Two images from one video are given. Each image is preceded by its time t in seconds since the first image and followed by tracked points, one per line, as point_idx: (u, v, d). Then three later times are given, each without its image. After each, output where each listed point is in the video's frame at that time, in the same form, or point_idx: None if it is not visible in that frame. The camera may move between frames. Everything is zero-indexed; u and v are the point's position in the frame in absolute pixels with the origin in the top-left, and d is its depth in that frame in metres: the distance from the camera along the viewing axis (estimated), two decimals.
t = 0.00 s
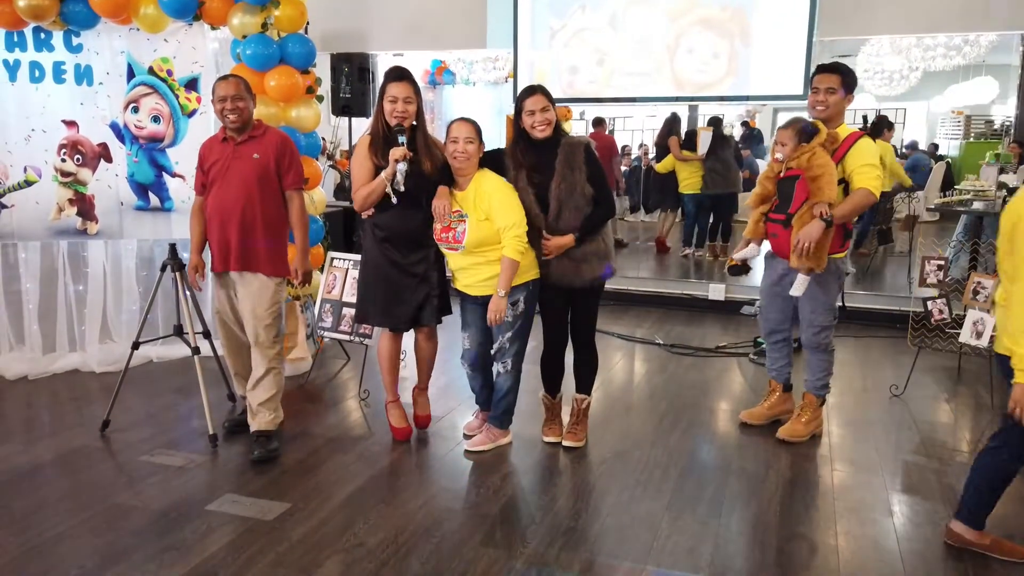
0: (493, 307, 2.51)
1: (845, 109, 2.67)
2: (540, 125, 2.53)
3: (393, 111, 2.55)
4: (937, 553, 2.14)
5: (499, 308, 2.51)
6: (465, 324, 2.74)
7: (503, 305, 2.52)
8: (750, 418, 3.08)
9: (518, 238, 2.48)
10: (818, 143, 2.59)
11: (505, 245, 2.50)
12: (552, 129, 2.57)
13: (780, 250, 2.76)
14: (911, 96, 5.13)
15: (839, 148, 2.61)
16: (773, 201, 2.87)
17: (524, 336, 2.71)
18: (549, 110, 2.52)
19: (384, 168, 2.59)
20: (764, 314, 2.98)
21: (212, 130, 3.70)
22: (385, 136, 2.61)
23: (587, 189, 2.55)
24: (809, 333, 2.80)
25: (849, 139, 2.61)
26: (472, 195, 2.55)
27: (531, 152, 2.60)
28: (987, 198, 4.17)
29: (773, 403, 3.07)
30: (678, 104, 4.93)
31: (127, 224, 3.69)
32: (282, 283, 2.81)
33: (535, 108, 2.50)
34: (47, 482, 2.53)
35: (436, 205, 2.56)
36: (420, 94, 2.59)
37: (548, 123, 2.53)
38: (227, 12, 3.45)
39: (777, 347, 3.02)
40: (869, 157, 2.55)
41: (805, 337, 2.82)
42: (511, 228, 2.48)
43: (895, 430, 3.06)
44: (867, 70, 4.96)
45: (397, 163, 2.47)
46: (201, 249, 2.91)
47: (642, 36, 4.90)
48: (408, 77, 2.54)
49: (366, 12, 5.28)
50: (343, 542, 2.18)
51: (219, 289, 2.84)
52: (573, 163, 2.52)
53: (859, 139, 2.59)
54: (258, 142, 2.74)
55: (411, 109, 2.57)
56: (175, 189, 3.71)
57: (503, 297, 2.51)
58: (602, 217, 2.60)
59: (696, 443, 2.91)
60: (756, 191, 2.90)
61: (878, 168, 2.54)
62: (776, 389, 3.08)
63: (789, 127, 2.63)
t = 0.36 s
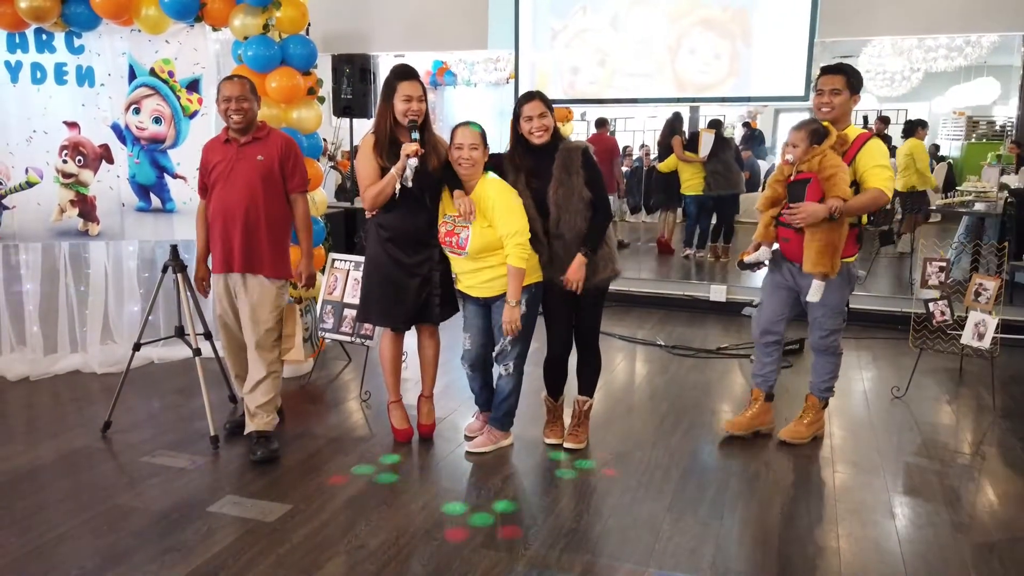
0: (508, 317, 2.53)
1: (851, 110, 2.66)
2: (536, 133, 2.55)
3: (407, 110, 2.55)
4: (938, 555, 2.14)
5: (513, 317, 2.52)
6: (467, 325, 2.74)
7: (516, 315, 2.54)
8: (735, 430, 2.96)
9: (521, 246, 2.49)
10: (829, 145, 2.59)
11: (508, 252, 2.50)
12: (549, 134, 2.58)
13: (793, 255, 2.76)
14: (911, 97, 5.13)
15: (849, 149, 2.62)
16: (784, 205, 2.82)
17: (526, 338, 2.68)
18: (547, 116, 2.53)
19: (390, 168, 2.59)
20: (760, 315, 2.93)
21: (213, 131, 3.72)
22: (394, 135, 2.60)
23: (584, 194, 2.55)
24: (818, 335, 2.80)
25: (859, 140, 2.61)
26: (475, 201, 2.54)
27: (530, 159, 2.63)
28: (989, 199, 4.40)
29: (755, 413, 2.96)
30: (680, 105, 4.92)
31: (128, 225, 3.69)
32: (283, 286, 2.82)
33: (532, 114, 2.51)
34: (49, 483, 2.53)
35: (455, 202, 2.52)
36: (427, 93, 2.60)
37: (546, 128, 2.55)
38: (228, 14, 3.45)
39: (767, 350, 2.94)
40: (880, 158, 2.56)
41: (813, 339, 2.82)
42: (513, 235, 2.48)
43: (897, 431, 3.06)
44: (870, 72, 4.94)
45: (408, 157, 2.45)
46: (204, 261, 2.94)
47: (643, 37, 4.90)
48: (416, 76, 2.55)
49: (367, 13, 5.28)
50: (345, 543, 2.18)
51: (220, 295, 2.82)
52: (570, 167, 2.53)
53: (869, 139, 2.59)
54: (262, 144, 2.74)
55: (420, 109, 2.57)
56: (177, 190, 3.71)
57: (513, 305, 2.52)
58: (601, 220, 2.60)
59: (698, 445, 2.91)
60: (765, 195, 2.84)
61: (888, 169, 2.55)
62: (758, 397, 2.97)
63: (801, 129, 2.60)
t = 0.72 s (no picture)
0: (506, 312, 2.52)
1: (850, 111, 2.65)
2: (540, 135, 2.56)
3: (412, 112, 2.56)
4: (946, 557, 2.13)
5: (512, 313, 2.52)
6: (470, 325, 2.74)
7: (516, 310, 2.53)
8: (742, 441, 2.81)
9: (526, 244, 2.49)
10: (831, 148, 2.57)
11: (514, 250, 2.50)
12: (549, 137, 2.59)
13: (794, 261, 2.74)
14: (920, 97, 4.92)
15: (852, 152, 2.60)
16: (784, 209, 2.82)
17: (530, 337, 2.69)
18: (545, 119, 2.54)
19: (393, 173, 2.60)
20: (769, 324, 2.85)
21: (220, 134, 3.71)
22: (396, 138, 2.61)
23: (585, 198, 2.54)
24: (824, 340, 2.79)
25: (861, 143, 2.59)
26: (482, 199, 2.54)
27: (532, 160, 2.63)
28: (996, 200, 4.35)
29: (761, 425, 2.82)
30: (686, 105, 4.91)
31: (135, 225, 3.70)
32: (289, 286, 2.82)
33: (531, 117, 2.52)
34: (56, 483, 2.54)
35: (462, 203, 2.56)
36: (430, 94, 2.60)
37: (545, 131, 2.55)
38: (235, 14, 3.46)
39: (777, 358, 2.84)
40: (882, 160, 2.55)
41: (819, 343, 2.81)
42: (519, 234, 2.48)
43: (904, 433, 3.04)
44: (876, 71, 4.80)
45: (415, 166, 2.45)
46: (212, 259, 2.95)
47: (650, 37, 4.89)
48: (418, 77, 2.56)
49: (373, 14, 5.29)
50: (351, 543, 2.18)
51: (225, 292, 2.83)
52: (571, 170, 2.53)
53: (871, 141, 2.58)
54: (270, 145, 2.75)
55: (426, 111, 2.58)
56: (184, 191, 3.72)
57: (515, 301, 2.52)
58: (603, 221, 2.59)
59: (704, 446, 2.91)
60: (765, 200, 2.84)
61: (890, 170, 2.54)
62: (763, 410, 2.82)
63: (803, 131, 2.59)
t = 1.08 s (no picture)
0: (518, 311, 2.57)
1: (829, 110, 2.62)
2: (546, 137, 2.57)
3: (409, 112, 2.56)
4: (952, 560, 2.12)
5: (522, 312, 2.57)
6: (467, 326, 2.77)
7: (526, 309, 2.57)
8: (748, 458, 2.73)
9: (536, 242, 2.51)
10: (824, 148, 2.51)
11: (523, 247, 2.52)
12: (555, 138, 2.60)
13: (790, 266, 2.68)
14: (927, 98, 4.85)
15: (842, 154, 2.58)
16: (773, 213, 2.72)
17: (523, 338, 2.71)
18: (551, 120, 2.54)
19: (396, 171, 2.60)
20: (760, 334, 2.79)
21: (225, 133, 3.73)
22: (398, 138, 2.61)
23: (591, 198, 2.54)
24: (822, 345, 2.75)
25: (851, 144, 2.57)
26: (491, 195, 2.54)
27: (538, 160, 2.63)
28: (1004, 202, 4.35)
29: (765, 437, 2.75)
30: (692, 106, 4.91)
31: (142, 226, 3.72)
32: (297, 288, 2.83)
33: (537, 118, 2.52)
34: (64, 483, 2.55)
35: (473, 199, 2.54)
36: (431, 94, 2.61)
37: (551, 132, 2.56)
38: (242, 16, 3.47)
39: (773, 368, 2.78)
40: (874, 164, 2.56)
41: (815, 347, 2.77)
42: (528, 230, 2.51)
43: (910, 435, 3.03)
44: (883, 71, 4.83)
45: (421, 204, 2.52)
46: (217, 258, 2.95)
47: (655, 38, 4.89)
48: (418, 77, 2.57)
49: (379, 15, 5.30)
50: (356, 544, 2.18)
51: (234, 293, 2.84)
52: (577, 169, 2.53)
53: (861, 143, 2.58)
54: (276, 146, 2.75)
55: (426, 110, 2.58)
56: (190, 192, 3.73)
57: (524, 299, 2.56)
58: (607, 221, 2.59)
59: (709, 448, 2.90)
60: (754, 204, 2.72)
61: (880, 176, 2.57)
62: (766, 420, 2.76)
63: (792, 130, 2.51)
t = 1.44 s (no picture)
0: (528, 306, 2.54)
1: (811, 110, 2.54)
2: (550, 137, 2.56)
3: (415, 112, 2.55)
4: (955, 561, 2.12)
5: (532, 306, 2.54)
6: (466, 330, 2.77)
7: (535, 304, 2.55)
8: (752, 459, 2.73)
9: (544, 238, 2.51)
10: (818, 146, 2.37)
11: (529, 243, 2.52)
12: (560, 137, 2.60)
13: (790, 269, 2.52)
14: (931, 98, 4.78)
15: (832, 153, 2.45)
16: (765, 214, 2.56)
17: (526, 341, 2.72)
18: (556, 119, 2.54)
19: (398, 171, 2.60)
20: (761, 341, 2.68)
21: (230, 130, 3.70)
22: (401, 139, 2.62)
23: (594, 198, 2.55)
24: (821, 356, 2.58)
25: (840, 142, 2.45)
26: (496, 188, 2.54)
27: (542, 159, 2.62)
28: (1008, 202, 4.40)
29: (767, 439, 2.73)
30: (694, 106, 4.90)
31: (145, 225, 3.72)
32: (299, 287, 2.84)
33: (542, 117, 2.52)
34: (66, 483, 2.56)
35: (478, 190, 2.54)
36: (437, 95, 2.61)
37: (556, 131, 2.56)
38: (244, 17, 3.47)
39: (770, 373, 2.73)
40: (864, 163, 2.47)
41: (825, 353, 2.54)
42: (535, 225, 2.51)
43: (913, 437, 3.03)
44: (887, 71, 4.77)
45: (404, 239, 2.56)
46: (223, 262, 2.97)
47: (658, 38, 4.89)
48: (425, 78, 2.56)
49: (382, 16, 5.30)
50: (358, 545, 2.19)
51: (236, 293, 2.84)
52: (581, 170, 2.53)
53: (850, 142, 2.46)
54: (278, 146, 2.76)
55: (430, 111, 2.57)
56: (193, 192, 3.73)
57: (534, 294, 2.53)
58: (611, 221, 2.60)
59: (711, 448, 2.90)
60: (746, 206, 2.55)
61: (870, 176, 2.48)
62: (767, 421, 2.73)
63: (781, 130, 2.38)
